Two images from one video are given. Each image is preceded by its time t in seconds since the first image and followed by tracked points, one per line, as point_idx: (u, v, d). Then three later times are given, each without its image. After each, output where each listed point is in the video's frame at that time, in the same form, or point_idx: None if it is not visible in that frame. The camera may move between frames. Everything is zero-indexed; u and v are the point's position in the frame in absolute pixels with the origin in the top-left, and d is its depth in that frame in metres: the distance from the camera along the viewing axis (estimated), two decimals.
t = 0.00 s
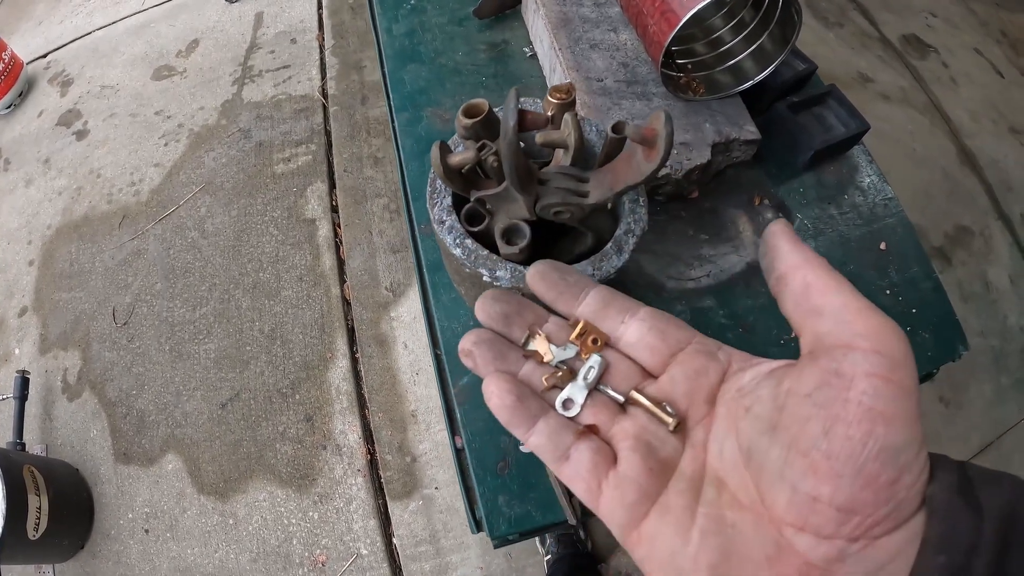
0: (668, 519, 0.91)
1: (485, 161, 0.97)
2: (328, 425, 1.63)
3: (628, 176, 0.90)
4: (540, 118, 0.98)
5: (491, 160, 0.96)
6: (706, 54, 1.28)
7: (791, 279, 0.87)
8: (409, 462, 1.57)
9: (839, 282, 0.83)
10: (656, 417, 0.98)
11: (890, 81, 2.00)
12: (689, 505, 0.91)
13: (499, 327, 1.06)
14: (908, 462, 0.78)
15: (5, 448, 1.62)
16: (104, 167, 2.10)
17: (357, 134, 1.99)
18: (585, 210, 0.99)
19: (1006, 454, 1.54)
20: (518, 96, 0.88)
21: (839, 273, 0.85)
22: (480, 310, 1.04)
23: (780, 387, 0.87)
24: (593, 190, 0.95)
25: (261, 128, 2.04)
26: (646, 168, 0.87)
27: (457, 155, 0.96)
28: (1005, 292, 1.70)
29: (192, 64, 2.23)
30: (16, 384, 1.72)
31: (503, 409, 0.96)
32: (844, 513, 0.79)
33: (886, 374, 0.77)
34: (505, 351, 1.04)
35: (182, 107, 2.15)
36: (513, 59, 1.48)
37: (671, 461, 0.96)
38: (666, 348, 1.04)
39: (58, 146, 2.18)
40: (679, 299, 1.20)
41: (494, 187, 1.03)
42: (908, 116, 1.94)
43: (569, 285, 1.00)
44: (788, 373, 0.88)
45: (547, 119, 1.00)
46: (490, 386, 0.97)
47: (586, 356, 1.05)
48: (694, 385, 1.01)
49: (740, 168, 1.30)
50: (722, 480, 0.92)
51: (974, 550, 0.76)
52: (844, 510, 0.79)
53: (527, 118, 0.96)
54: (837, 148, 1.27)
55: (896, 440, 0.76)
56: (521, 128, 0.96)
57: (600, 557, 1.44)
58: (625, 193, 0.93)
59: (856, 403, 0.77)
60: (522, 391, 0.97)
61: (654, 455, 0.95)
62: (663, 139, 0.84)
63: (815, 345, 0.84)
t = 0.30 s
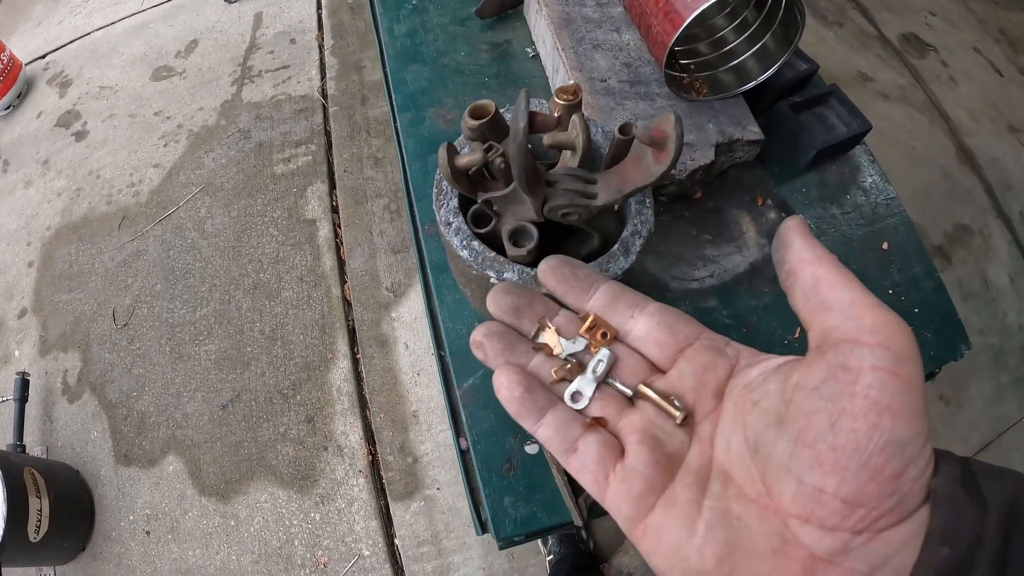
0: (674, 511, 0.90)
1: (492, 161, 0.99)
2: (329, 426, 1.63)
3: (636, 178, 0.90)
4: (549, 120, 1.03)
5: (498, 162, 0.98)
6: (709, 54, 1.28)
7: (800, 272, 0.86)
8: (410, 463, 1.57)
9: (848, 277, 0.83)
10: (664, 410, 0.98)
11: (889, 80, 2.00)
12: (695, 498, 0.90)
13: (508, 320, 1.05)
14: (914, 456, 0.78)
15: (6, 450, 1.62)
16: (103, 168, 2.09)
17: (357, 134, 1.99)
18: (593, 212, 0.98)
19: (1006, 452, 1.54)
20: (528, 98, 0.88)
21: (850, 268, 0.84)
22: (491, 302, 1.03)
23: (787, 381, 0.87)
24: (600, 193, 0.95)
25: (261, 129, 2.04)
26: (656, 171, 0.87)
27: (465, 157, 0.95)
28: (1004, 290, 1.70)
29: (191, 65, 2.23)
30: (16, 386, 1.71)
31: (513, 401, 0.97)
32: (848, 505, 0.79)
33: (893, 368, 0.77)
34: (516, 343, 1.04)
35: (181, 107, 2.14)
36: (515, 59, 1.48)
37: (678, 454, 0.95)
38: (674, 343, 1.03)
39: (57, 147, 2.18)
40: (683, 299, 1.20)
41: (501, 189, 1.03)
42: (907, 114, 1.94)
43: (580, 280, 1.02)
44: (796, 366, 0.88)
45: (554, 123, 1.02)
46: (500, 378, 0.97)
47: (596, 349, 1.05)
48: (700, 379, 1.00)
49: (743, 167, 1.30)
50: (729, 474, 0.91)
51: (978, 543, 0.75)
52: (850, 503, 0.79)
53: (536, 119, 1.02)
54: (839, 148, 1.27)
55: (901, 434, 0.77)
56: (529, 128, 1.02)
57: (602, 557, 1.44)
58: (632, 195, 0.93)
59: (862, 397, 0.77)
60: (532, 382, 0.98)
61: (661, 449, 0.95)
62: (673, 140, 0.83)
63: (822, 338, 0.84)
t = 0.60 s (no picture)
0: (677, 509, 0.90)
1: (499, 166, 0.96)
2: (329, 428, 1.62)
3: (645, 184, 0.92)
4: (559, 127, 1.01)
5: (504, 167, 0.96)
6: (713, 54, 1.28)
7: (805, 271, 0.86)
8: (411, 465, 1.57)
9: (853, 276, 0.82)
10: (669, 409, 0.96)
11: (889, 79, 2.00)
12: (697, 496, 0.90)
13: (517, 315, 1.05)
14: (916, 456, 0.78)
15: (6, 453, 1.61)
16: (102, 169, 2.09)
17: (356, 135, 1.99)
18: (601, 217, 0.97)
19: (1006, 451, 1.55)
20: (537, 103, 0.90)
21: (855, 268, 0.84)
22: (502, 296, 1.01)
23: (790, 379, 0.87)
24: (609, 199, 0.95)
25: (260, 130, 2.03)
26: (666, 177, 0.89)
27: (472, 161, 0.94)
28: (1004, 289, 1.70)
29: (189, 65, 2.22)
30: (16, 388, 1.71)
31: (519, 396, 0.97)
32: (850, 504, 0.79)
33: (895, 367, 0.77)
34: (524, 337, 1.04)
35: (179, 108, 2.14)
36: (517, 60, 1.48)
37: (682, 452, 0.95)
38: (680, 343, 1.02)
39: (56, 149, 2.17)
40: (687, 302, 1.20)
41: (508, 194, 1.02)
42: (907, 114, 1.94)
43: (590, 277, 1.01)
44: (799, 365, 0.87)
45: (564, 129, 1.01)
46: (507, 373, 0.98)
47: (603, 346, 1.04)
48: (705, 377, 0.99)
49: (746, 169, 1.30)
50: (732, 473, 0.90)
51: (980, 543, 0.75)
52: (851, 502, 0.79)
53: (546, 126, 1.00)
54: (842, 149, 1.27)
55: (903, 433, 0.77)
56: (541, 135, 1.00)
57: (605, 558, 1.44)
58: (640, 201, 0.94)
59: (865, 396, 0.77)
60: (538, 378, 0.98)
61: (666, 447, 0.94)
62: (683, 147, 0.86)
63: (826, 337, 0.84)
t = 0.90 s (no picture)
0: (672, 508, 0.90)
1: (499, 172, 0.97)
2: (329, 430, 1.62)
3: (647, 191, 0.91)
4: (560, 134, 0.99)
5: (505, 172, 0.97)
6: (713, 56, 1.28)
7: (805, 272, 0.86)
8: (411, 466, 1.57)
9: (853, 277, 0.82)
10: (667, 407, 0.96)
11: (887, 79, 2.00)
12: (694, 495, 0.90)
13: (516, 312, 1.05)
14: (914, 456, 0.77)
15: (6, 456, 1.61)
16: (100, 171, 2.08)
17: (355, 136, 1.98)
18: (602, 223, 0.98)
19: (1005, 450, 1.55)
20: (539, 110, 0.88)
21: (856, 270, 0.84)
22: (501, 292, 1.01)
23: (789, 379, 0.88)
24: (610, 205, 0.95)
25: (259, 131, 2.03)
26: (667, 184, 0.88)
27: (473, 168, 0.95)
28: (1003, 289, 1.70)
29: (188, 67, 2.22)
30: (15, 391, 1.71)
31: (516, 392, 0.97)
32: (847, 504, 0.79)
33: (895, 368, 0.77)
34: (522, 334, 1.04)
35: (178, 110, 2.13)
36: (517, 62, 1.48)
37: (680, 451, 0.94)
38: (680, 342, 1.02)
39: (54, 150, 2.16)
40: (687, 305, 1.20)
41: (508, 201, 1.03)
42: (906, 113, 1.94)
43: (589, 275, 1.01)
44: (799, 365, 0.88)
45: (565, 136, 0.99)
46: (506, 369, 0.97)
47: (601, 343, 1.04)
48: (704, 377, 0.99)
49: (746, 171, 1.30)
50: (729, 472, 0.90)
51: (980, 545, 0.75)
52: (848, 502, 0.79)
53: (547, 134, 0.97)
54: (841, 151, 1.27)
55: (902, 434, 0.76)
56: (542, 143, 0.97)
57: (605, 558, 1.45)
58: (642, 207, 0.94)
59: (864, 395, 0.77)
60: (535, 373, 0.98)
61: (664, 446, 0.94)
62: (685, 154, 0.84)
63: (826, 338, 0.84)
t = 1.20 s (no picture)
0: (661, 491, 0.89)
1: (488, 162, 0.97)
2: (326, 429, 1.62)
3: (636, 178, 0.91)
4: (547, 120, 1.04)
5: (493, 163, 0.96)
6: (706, 50, 1.28)
7: (799, 253, 0.85)
8: (408, 464, 1.57)
9: (846, 260, 0.82)
10: (655, 391, 0.95)
11: (884, 76, 2.00)
12: (684, 479, 0.90)
13: (505, 296, 1.03)
14: (906, 439, 0.77)
15: (3, 456, 1.61)
16: (98, 171, 2.08)
17: (352, 134, 1.98)
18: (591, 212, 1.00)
19: (1006, 446, 1.54)
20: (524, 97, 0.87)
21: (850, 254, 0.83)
22: (490, 270, 0.99)
23: (781, 360, 0.87)
24: (599, 194, 0.96)
25: (256, 130, 2.03)
26: (655, 171, 0.88)
27: (461, 157, 0.95)
28: (1002, 286, 1.70)
29: (185, 66, 2.22)
30: (12, 390, 1.71)
31: (502, 379, 0.97)
32: (838, 486, 0.79)
33: (887, 351, 0.76)
34: (510, 317, 1.03)
35: (175, 109, 2.13)
36: (511, 58, 1.47)
37: (668, 436, 0.94)
38: (669, 323, 1.01)
39: (52, 150, 2.16)
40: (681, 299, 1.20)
41: (497, 191, 1.03)
42: (903, 110, 1.94)
43: (579, 255, 1.01)
44: (791, 347, 0.87)
45: (552, 123, 1.03)
46: (491, 359, 0.98)
47: (589, 326, 1.03)
48: (694, 361, 0.98)
49: (740, 166, 1.29)
50: (719, 456, 0.90)
51: (969, 522, 0.74)
52: (840, 484, 0.79)
53: (532, 120, 1.02)
54: (837, 145, 1.27)
55: (895, 416, 0.76)
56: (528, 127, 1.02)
57: (601, 557, 1.40)
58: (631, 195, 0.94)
59: (856, 377, 0.77)
60: (521, 362, 0.99)
61: (650, 431, 0.94)
62: (672, 141, 0.83)
63: (818, 320, 0.83)
